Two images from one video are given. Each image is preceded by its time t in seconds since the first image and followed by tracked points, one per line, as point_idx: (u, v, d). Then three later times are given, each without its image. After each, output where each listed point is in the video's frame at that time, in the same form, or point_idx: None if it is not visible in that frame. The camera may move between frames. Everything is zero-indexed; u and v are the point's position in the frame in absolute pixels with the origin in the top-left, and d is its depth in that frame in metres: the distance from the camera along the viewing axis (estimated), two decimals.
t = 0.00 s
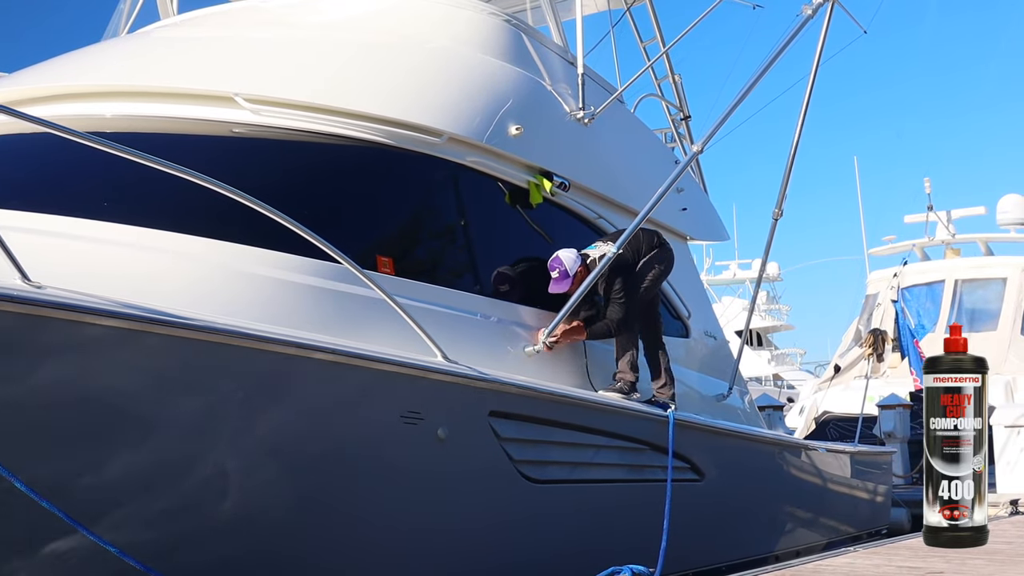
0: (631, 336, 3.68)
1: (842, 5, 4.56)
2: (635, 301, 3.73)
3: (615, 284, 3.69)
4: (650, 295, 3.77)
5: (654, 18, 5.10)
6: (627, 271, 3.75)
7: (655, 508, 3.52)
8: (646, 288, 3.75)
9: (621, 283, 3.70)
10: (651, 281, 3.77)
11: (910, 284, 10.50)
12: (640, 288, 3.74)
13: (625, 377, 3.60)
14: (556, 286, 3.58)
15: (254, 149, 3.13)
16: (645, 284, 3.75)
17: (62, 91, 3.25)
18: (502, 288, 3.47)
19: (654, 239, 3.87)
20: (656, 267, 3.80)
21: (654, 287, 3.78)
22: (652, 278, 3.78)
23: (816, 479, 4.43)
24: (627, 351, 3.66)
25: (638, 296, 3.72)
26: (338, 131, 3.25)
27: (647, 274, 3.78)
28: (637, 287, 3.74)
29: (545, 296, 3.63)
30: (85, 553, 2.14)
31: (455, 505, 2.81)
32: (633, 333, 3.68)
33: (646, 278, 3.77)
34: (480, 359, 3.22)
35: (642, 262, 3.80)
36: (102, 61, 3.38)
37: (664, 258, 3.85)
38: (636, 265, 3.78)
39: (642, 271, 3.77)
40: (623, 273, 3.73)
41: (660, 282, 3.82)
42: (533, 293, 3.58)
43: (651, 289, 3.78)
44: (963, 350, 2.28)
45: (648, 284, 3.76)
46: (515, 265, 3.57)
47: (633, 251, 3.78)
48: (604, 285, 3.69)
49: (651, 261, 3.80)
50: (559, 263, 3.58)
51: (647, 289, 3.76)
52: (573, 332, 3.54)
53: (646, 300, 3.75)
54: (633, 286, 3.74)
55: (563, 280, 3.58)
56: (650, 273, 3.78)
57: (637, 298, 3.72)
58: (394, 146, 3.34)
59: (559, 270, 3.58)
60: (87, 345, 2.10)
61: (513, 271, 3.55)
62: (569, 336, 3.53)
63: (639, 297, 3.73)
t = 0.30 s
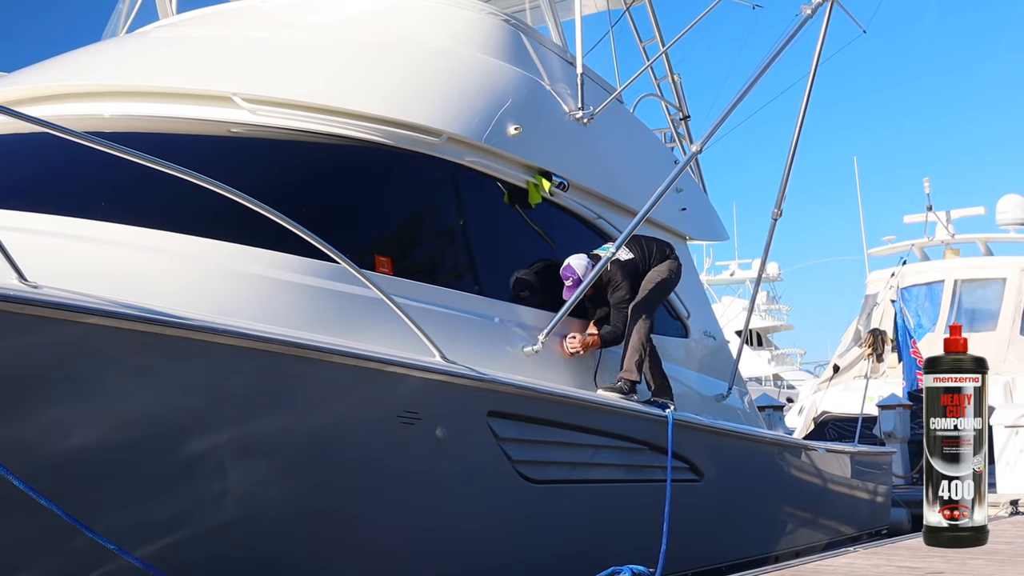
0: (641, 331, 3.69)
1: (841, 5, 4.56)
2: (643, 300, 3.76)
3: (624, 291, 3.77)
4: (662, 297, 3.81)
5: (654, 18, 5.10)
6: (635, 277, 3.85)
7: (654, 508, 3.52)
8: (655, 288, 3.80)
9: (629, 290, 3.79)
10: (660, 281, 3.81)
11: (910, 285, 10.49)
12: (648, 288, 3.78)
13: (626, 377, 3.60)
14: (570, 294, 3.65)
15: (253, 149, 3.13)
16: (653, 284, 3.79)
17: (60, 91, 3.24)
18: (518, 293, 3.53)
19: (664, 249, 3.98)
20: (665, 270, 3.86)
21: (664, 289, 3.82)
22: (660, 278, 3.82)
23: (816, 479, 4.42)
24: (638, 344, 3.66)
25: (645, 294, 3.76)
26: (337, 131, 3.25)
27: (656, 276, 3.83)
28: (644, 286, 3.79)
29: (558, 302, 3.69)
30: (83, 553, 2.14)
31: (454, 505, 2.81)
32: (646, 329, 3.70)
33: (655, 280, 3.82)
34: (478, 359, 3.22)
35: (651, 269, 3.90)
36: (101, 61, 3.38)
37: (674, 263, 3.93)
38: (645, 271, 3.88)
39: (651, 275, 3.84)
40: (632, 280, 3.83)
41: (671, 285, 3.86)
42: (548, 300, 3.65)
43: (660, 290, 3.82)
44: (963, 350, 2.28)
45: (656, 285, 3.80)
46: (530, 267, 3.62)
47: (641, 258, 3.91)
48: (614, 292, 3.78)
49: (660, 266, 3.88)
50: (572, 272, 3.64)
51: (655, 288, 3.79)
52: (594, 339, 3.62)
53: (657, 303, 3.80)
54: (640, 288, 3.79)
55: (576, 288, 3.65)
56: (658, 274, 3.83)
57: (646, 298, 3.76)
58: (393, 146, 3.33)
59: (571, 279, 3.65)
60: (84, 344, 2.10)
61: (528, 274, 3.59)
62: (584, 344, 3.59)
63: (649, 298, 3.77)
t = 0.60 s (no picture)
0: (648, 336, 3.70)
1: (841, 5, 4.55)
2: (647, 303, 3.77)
3: (629, 293, 3.82)
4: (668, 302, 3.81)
5: (654, 18, 5.10)
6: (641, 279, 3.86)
7: (653, 508, 3.52)
8: (660, 292, 3.79)
9: (635, 292, 3.84)
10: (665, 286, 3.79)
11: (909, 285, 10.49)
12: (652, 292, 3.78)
13: (626, 377, 3.60)
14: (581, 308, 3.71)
15: (252, 148, 3.13)
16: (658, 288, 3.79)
17: (59, 91, 3.24)
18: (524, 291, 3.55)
19: (671, 252, 3.97)
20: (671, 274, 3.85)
21: (669, 293, 3.82)
22: (666, 283, 3.81)
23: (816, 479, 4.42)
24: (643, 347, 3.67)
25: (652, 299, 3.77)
26: (337, 130, 3.25)
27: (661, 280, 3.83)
28: (650, 290, 3.79)
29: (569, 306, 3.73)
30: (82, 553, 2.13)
31: (454, 505, 2.81)
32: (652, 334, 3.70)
33: (660, 285, 3.81)
34: (477, 360, 3.22)
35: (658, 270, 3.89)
36: (100, 60, 3.38)
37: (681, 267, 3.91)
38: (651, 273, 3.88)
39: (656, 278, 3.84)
40: (637, 281, 3.86)
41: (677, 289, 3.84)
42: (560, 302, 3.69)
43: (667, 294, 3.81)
44: (963, 350, 2.28)
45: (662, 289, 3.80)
46: (539, 268, 3.66)
47: (646, 258, 3.91)
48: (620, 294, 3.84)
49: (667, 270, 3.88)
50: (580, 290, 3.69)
51: (660, 293, 3.78)
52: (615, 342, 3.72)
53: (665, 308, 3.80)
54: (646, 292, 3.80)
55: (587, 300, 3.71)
56: (663, 278, 3.82)
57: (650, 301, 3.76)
58: (392, 146, 3.33)
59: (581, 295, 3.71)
60: (82, 344, 2.10)
61: (537, 275, 3.63)
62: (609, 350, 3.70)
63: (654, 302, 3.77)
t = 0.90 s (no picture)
0: (645, 339, 3.69)
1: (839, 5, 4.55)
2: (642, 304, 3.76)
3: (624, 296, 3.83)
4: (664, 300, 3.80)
5: (653, 18, 5.10)
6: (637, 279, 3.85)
7: (652, 508, 3.52)
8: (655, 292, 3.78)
9: (630, 293, 3.83)
10: (660, 284, 3.79)
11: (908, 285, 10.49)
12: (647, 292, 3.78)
13: (624, 377, 3.60)
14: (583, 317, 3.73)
15: (250, 148, 3.13)
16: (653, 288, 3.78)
17: (57, 91, 3.24)
18: (523, 290, 3.57)
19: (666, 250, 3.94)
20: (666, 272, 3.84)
21: (665, 292, 3.81)
22: (662, 283, 3.80)
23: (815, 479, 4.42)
24: (639, 351, 3.66)
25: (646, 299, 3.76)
26: (335, 130, 3.25)
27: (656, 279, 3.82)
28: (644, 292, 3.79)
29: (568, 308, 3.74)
30: (81, 552, 2.14)
31: (452, 505, 2.81)
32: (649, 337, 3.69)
33: (655, 286, 3.79)
34: (476, 360, 3.22)
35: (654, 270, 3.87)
36: (98, 61, 3.38)
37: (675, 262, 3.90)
38: (647, 273, 3.87)
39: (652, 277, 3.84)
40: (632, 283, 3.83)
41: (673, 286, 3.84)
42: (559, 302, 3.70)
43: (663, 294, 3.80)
44: (963, 350, 2.28)
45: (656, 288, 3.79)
46: (538, 267, 3.67)
47: (641, 259, 3.88)
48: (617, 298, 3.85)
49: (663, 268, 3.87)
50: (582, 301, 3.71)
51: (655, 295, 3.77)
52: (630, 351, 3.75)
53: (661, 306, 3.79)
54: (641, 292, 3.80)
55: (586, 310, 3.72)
56: (659, 279, 3.81)
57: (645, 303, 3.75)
58: (391, 146, 3.34)
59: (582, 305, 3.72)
60: (80, 344, 2.10)
61: (537, 275, 3.65)
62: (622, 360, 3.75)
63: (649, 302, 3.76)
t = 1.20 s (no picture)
0: (633, 331, 3.67)
1: (838, 5, 4.55)
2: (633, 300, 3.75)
3: (615, 292, 3.82)
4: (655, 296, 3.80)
5: (651, 18, 5.10)
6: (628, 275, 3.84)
7: (651, 508, 3.51)
8: (643, 287, 3.77)
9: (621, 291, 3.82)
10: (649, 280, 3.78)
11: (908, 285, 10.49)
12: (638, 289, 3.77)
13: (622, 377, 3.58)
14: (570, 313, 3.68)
15: (247, 149, 3.13)
16: (642, 282, 3.77)
17: (55, 91, 3.24)
18: (508, 288, 3.51)
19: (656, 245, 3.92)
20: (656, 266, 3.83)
21: (655, 286, 3.80)
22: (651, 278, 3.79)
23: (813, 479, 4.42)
24: (632, 344, 3.64)
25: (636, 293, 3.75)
26: (332, 131, 3.24)
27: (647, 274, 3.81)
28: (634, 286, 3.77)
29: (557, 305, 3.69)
30: (78, 553, 2.13)
31: (450, 505, 2.81)
32: (639, 328, 3.66)
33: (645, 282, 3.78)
34: (473, 361, 3.22)
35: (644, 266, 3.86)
36: (96, 61, 3.38)
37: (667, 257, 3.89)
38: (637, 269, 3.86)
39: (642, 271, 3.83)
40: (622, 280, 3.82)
41: (664, 281, 3.84)
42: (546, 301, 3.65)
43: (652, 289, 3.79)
44: (962, 349, 2.27)
45: (646, 283, 3.78)
46: (524, 266, 3.62)
47: (632, 256, 3.86)
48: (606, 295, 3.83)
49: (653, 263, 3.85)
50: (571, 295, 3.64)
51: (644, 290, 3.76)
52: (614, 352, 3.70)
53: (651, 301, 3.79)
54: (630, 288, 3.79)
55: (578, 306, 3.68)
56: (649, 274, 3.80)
57: (635, 297, 3.75)
58: (388, 147, 3.33)
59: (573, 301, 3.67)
60: (77, 344, 2.09)
61: (524, 272, 3.59)
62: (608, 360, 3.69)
63: (638, 297, 3.76)
